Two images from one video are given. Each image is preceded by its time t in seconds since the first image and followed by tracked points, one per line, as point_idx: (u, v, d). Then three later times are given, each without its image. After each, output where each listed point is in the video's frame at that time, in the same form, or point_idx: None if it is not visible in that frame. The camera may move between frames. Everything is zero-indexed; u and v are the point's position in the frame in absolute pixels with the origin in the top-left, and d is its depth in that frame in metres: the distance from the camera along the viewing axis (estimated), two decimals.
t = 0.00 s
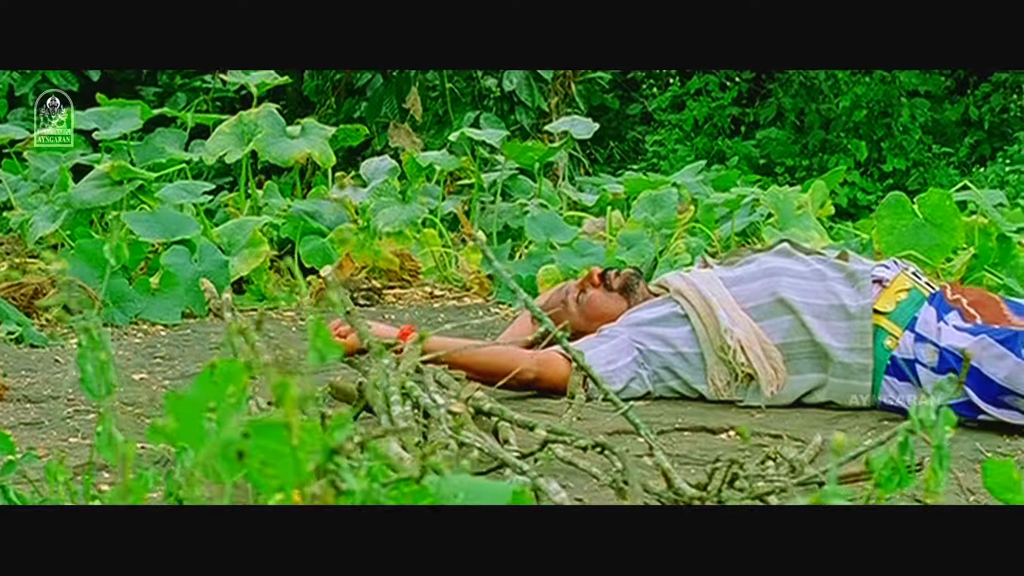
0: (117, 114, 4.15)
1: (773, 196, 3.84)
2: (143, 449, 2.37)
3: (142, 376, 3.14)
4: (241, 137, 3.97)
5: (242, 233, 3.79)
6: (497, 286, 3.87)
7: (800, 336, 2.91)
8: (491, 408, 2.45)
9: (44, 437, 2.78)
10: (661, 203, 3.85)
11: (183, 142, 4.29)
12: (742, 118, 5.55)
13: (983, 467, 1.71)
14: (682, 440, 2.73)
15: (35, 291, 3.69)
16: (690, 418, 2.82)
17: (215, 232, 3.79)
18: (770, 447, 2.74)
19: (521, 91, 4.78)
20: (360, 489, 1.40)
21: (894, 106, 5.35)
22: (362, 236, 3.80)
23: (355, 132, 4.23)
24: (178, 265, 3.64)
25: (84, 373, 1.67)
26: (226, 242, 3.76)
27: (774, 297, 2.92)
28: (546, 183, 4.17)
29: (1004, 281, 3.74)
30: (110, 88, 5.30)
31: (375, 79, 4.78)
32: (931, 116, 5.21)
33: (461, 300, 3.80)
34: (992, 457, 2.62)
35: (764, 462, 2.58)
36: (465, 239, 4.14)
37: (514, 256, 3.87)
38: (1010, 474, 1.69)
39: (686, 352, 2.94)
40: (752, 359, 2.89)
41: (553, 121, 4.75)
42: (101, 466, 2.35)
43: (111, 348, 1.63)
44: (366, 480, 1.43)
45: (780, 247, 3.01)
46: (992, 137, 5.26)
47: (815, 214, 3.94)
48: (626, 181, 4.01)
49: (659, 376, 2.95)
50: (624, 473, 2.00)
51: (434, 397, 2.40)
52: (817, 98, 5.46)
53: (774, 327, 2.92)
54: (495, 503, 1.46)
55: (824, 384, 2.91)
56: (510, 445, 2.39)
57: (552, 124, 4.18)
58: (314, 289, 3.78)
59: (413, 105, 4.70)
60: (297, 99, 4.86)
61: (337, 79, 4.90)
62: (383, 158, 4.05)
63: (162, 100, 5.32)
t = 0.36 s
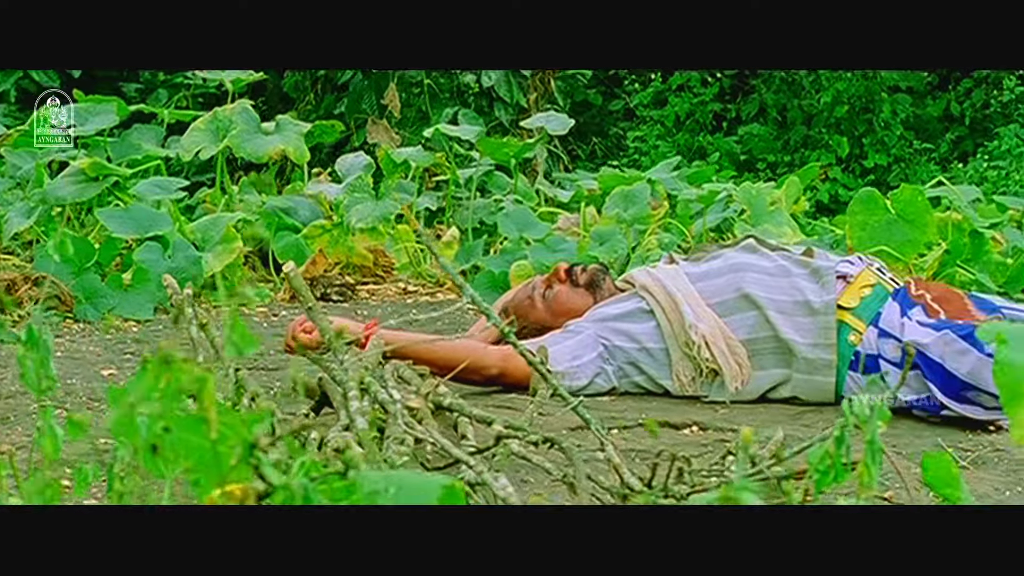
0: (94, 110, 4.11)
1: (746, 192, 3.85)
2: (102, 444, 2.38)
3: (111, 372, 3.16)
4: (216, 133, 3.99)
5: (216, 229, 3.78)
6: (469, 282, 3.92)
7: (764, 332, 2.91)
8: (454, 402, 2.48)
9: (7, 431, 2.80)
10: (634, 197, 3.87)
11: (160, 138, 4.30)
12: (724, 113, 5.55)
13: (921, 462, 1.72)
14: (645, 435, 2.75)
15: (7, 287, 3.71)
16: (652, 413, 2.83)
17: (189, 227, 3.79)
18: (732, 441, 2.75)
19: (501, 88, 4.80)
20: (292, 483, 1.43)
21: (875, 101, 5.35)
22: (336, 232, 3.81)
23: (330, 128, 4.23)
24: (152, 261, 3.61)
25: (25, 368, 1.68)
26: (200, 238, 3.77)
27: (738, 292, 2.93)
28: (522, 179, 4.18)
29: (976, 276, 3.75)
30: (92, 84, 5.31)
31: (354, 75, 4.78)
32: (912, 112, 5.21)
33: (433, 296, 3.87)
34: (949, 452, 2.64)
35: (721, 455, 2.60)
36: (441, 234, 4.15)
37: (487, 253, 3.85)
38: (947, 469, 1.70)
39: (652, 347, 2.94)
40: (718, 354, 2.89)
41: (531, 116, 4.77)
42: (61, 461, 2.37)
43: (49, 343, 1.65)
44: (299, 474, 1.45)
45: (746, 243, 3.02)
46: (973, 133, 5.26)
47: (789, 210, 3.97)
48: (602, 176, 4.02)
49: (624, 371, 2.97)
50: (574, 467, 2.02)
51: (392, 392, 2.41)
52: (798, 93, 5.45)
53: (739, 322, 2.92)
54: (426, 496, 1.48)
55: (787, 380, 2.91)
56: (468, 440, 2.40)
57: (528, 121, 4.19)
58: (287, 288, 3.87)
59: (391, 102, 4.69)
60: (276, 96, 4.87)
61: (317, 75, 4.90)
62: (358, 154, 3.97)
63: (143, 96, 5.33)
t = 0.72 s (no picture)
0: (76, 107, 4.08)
1: (724, 187, 3.85)
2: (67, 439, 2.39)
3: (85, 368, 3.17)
4: (196, 130, 3.96)
5: (195, 225, 3.79)
6: (448, 278, 3.92)
7: (734, 328, 2.92)
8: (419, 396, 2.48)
9: None
10: (612, 194, 3.82)
11: (142, 134, 4.31)
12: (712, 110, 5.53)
13: (869, 458, 1.71)
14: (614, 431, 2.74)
15: None
16: (621, 408, 2.84)
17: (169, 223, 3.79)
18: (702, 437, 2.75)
19: (484, 84, 4.81)
20: (234, 475, 1.44)
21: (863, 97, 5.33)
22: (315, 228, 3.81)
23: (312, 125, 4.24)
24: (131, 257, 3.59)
25: None
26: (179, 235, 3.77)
27: (709, 288, 2.93)
28: (504, 175, 4.19)
29: (954, 272, 3.75)
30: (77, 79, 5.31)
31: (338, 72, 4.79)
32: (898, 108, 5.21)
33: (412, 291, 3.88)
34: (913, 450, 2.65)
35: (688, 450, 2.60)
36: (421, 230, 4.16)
37: (465, 248, 3.84)
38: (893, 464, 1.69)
39: (623, 343, 2.95)
40: (688, 350, 2.89)
41: (515, 112, 4.77)
42: (25, 454, 2.37)
43: None
44: (240, 467, 1.46)
45: (717, 239, 3.02)
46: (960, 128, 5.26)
47: (768, 206, 3.97)
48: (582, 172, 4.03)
49: (596, 367, 2.98)
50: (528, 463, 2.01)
51: (357, 388, 2.42)
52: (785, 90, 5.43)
53: (710, 318, 2.93)
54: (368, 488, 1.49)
55: (758, 375, 2.92)
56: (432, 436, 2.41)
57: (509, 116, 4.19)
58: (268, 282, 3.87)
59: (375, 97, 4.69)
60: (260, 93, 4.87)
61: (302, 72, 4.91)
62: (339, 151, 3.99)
63: (129, 93, 5.33)
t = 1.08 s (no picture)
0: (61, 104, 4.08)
1: (705, 183, 3.85)
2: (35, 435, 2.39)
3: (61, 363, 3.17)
4: (178, 127, 3.95)
5: (178, 222, 3.80)
6: (429, 275, 3.93)
7: (708, 324, 2.92)
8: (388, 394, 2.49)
9: None
10: (592, 192, 3.83)
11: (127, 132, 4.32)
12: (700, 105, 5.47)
13: (820, 454, 1.71)
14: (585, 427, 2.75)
15: None
16: (594, 404, 2.85)
17: (151, 220, 3.80)
18: (673, 433, 2.76)
19: (470, 81, 4.82)
20: (180, 471, 1.46)
21: (852, 94, 5.28)
22: (297, 225, 3.83)
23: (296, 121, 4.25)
24: (111, 254, 3.59)
25: None
26: (161, 231, 3.78)
27: (683, 285, 2.94)
28: (488, 172, 4.19)
29: (934, 270, 3.74)
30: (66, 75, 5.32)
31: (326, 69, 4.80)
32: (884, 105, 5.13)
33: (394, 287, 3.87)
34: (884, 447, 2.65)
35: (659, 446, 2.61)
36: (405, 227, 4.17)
37: (446, 246, 3.84)
38: (842, 460, 1.69)
39: (597, 340, 2.96)
40: (662, 348, 2.90)
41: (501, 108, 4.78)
42: None
43: None
44: (186, 461, 1.48)
45: (691, 236, 3.03)
46: (949, 125, 5.22)
47: (750, 202, 3.98)
48: (564, 170, 4.04)
49: (570, 364, 2.98)
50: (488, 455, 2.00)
51: (324, 384, 2.43)
52: (775, 87, 5.39)
53: (683, 315, 2.93)
54: (313, 485, 1.51)
55: (731, 372, 2.92)
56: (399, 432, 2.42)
57: (492, 114, 4.16)
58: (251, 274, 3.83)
59: (361, 94, 4.68)
60: (247, 90, 4.87)
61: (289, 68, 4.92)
62: (322, 148, 3.99)
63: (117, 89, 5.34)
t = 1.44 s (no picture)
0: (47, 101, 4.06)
1: (689, 182, 3.84)
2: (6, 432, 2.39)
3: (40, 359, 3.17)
4: (164, 124, 3.94)
5: (162, 220, 3.80)
6: (413, 272, 3.93)
7: (684, 321, 2.93)
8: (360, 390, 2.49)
9: None
10: (576, 188, 3.85)
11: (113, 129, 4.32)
12: (693, 102, 5.24)
13: (776, 450, 1.71)
14: (560, 424, 2.75)
15: None
16: (571, 401, 2.85)
17: (135, 218, 3.80)
18: (647, 431, 2.76)
19: (458, 78, 4.81)
20: (130, 465, 1.48)
21: (844, 90, 4.80)
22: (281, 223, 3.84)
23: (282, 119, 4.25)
24: (94, 251, 3.57)
25: None
26: (145, 229, 3.78)
27: (659, 282, 2.94)
28: (474, 169, 4.20)
29: (917, 267, 3.77)
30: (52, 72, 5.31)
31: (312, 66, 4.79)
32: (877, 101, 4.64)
33: (378, 285, 3.86)
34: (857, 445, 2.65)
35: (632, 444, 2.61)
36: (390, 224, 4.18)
37: (430, 243, 3.85)
38: (798, 456, 1.68)
39: (574, 337, 2.96)
40: (638, 345, 2.91)
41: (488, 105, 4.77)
42: None
43: None
44: (137, 458, 1.48)
45: (668, 233, 3.03)
46: (939, 124, 4.82)
47: (735, 200, 3.98)
48: (549, 167, 4.04)
49: (547, 361, 2.98)
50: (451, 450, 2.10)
51: (295, 381, 2.43)
52: (766, 84, 5.01)
53: (660, 312, 2.94)
54: (263, 482, 1.52)
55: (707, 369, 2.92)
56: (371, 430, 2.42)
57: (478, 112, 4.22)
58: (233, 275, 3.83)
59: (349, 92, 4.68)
60: (234, 86, 4.86)
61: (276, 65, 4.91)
62: (308, 144, 3.98)
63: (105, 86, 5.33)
